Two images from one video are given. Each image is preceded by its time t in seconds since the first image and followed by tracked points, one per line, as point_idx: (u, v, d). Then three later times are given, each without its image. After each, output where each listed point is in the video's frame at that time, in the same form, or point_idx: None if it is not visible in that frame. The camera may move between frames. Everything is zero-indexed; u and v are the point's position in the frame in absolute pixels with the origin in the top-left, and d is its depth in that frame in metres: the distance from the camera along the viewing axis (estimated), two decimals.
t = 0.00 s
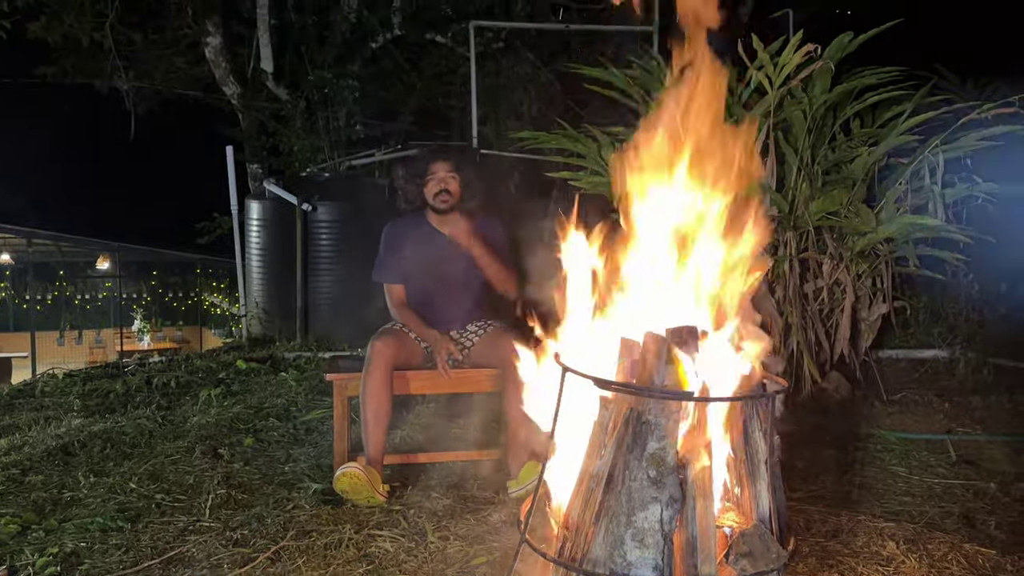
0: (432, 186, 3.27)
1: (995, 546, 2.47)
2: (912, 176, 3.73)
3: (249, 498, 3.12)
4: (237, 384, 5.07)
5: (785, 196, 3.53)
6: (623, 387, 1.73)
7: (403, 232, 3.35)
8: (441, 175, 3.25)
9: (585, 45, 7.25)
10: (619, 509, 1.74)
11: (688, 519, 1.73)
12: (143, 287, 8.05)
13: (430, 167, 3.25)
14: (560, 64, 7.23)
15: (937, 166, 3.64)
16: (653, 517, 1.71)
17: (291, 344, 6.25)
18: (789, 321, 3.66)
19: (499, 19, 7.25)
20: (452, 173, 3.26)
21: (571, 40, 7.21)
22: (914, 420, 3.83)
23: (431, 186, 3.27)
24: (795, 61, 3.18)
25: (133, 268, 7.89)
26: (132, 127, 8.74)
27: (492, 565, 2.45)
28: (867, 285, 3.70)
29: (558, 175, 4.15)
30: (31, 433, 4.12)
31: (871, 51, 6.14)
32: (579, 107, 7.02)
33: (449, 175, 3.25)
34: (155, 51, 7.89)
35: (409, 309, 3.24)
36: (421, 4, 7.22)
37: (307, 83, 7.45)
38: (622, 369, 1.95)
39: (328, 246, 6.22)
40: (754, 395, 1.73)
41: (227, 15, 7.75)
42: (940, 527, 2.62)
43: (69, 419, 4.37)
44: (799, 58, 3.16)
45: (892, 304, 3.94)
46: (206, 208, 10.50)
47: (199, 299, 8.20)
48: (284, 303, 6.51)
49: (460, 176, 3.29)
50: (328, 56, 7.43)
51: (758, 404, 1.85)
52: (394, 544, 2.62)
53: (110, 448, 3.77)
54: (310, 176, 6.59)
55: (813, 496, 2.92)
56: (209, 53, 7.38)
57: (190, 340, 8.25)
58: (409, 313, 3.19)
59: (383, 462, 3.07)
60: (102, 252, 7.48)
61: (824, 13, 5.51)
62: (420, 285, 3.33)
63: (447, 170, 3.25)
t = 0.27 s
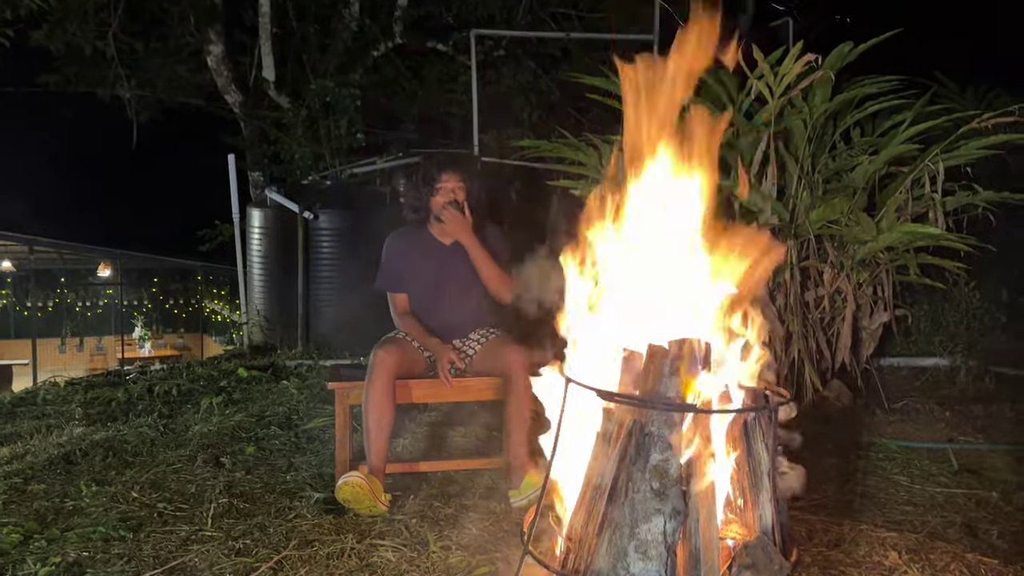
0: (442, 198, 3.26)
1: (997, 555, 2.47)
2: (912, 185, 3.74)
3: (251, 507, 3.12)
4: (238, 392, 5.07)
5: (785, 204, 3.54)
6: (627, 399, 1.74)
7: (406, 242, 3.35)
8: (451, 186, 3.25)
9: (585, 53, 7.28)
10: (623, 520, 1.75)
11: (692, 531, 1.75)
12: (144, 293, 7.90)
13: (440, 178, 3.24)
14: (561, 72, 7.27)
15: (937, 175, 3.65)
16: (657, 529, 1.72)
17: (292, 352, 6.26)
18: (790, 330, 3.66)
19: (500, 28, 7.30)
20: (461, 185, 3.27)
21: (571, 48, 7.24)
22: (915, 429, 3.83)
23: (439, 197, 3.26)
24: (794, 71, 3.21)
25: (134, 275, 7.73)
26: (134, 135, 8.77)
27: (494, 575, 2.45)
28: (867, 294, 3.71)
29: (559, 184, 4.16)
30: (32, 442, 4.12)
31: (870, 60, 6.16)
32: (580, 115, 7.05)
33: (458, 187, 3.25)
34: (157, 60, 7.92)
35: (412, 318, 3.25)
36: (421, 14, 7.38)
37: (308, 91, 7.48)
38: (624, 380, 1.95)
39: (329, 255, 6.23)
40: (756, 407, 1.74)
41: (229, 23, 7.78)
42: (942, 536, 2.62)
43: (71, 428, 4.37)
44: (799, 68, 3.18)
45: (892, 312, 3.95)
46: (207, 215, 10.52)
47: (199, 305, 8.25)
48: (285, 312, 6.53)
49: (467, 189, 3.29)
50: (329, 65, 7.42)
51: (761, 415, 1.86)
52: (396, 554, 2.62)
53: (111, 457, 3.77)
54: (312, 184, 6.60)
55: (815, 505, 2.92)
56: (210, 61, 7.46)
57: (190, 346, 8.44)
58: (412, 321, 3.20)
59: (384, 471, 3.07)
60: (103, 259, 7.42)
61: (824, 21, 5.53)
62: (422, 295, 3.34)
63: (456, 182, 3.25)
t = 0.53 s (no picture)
0: (447, 207, 3.28)
1: (1002, 563, 2.47)
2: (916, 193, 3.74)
3: (257, 514, 3.14)
4: (244, 399, 5.09)
5: (788, 212, 3.52)
6: (633, 406, 1.77)
7: (410, 251, 3.37)
8: (454, 195, 3.26)
9: (588, 61, 7.32)
10: (630, 528, 1.76)
11: (698, 538, 1.74)
12: (148, 300, 8.00)
13: (444, 187, 3.25)
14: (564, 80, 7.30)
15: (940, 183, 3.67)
16: (663, 536, 1.73)
17: (297, 359, 6.28)
18: (794, 337, 3.67)
19: (504, 36, 7.33)
20: (465, 194, 3.27)
21: (575, 56, 7.28)
22: (920, 436, 3.84)
23: (444, 207, 3.28)
24: (798, 79, 3.22)
25: (139, 282, 7.87)
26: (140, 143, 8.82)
27: None
28: (871, 302, 3.72)
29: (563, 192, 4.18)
30: (39, 449, 4.14)
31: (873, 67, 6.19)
32: (584, 123, 7.08)
33: (462, 196, 3.26)
34: (162, 68, 7.97)
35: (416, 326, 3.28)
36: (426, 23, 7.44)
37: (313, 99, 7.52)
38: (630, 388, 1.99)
39: (334, 262, 6.26)
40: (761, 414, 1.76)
41: (234, 32, 7.83)
42: (947, 544, 2.62)
43: (77, 435, 4.38)
44: (802, 76, 3.20)
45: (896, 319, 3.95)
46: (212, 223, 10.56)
47: (203, 312, 8.35)
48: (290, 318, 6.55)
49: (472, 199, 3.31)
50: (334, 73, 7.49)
51: (767, 424, 1.90)
52: (402, 561, 2.62)
53: (118, 464, 3.78)
54: (317, 192, 6.63)
55: (820, 512, 2.92)
56: (216, 70, 7.51)
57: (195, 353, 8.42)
58: (416, 329, 3.23)
59: (390, 478, 3.08)
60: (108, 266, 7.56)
61: (827, 29, 5.56)
62: (426, 303, 3.35)
63: (460, 191, 3.26)
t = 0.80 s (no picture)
0: (446, 209, 3.29)
1: (1003, 564, 2.48)
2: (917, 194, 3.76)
3: (259, 514, 3.15)
4: (245, 400, 5.10)
5: (790, 214, 3.54)
6: (635, 408, 1.77)
7: (411, 253, 3.38)
8: (454, 197, 3.27)
9: (589, 62, 7.34)
10: (631, 529, 1.77)
11: (698, 539, 1.75)
12: (151, 301, 7.97)
13: (444, 189, 3.27)
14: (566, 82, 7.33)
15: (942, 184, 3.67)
16: (665, 536, 1.74)
17: (298, 360, 6.29)
18: (795, 338, 3.68)
19: (506, 38, 7.35)
20: (465, 194, 3.28)
21: (576, 57, 7.30)
22: (921, 437, 3.85)
23: (443, 209, 3.29)
24: (799, 81, 3.22)
25: (140, 283, 7.81)
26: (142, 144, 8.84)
27: None
28: (872, 303, 3.73)
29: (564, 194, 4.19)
30: (42, 450, 4.15)
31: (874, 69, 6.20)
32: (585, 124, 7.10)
33: (462, 196, 3.27)
34: (165, 69, 7.99)
35: (418, 327, 3.29)
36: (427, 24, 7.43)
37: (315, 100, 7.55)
38: (632, 388, 2.00)
39: (336, 263, 6.27)
40: (763, 415, 1.77)
41: (236, 34, 7.86)
42: (948, 545, 2.63)
43: (80, 436, 4.39)
44: (803, 78, 3.20)
45: (897, 320, 3.96)
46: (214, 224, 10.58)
47: (204, 312, 8.38)
48: (291, 320, 6.55)
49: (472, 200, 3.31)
50: (335, 74, 7.51)
51: (768, 425, 1.91)
52: (404, 562, 2.63)
53: (121, 465, 3.79)
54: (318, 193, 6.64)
55: (820, 513, 2.93)
56: (218, 71, 7.51)
57: (197, 354, 8.44)
58: (418, 330, 3.24)
59: (392, 478, 3.09)
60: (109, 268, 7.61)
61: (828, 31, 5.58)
62: (427, 304, 3.36)
63: (460, 192, 3.27)
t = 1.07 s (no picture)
0: (447, 209, 3.31)
1: (1004, 563, 2.47)
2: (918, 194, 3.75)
3: (261, 513, 3.15)
4: (247, 399, 5.11)
5: (791, 213, 3.54)
6: (636, 407, 1.77)
7: (413, 253, 3.39)
8: (456, 197, 3.30)
9: (591, 62, 7.35)
10: (632, 527, 1.78)
11: (699, 537, 1.76)
12: (152, 302, 7.97)
13: (446, 189, 3.30)
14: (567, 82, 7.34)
15: (943, 184, 3.67)
16: (666, 535, 1.74)
17: (300, 360, 6.29)
18: (796, 338, 3.68)
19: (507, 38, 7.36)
20: (467, 195, 3.31)
21: (577, 57, 7.31)
22: (922, 437, 3.84)
23: (444, 209, 3.32)
24: (800, 80, 3.22)
25: (141, 283, 7.82)
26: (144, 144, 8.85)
27: None
28: (874, 302, 3.72)
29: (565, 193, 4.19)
30: (44, 449, 4.15)
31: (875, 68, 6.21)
32: (586, 124, 7.11)
33: (463, 197, 3.30)
34: (166, 69, 8.00)
35: (420, 326, 3.28)
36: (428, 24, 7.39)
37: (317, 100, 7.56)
38: (633, 387, 2.00)
39: (337, 262, 6.27)
40: (763, 414, 1.77)
41: (238, 34, 7.87)
42: (949, 544, 2.63)
43: (81, 435, 4.40)
44: (805, 78, 3.19)
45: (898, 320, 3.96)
46: (215, 224, 10.59)
47: (205, 312, 8.23)
48: (292, 319, 6.54)
49: (473, 200, 3.34)
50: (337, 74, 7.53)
51: (769, 424, 1.91)
52: (405, 561, 2.64)
53: (123, 464, 3.80)
54: (319, 193, 6.64)
55: (821, 512, 2.93)
56: (220, 71, 7.47)
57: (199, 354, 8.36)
58: (420, 329, 3.24)
59: (394, 478, 3.09)
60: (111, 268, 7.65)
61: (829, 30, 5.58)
62: (429, 304, 3.36)
63: (462, 193, 3.30)
